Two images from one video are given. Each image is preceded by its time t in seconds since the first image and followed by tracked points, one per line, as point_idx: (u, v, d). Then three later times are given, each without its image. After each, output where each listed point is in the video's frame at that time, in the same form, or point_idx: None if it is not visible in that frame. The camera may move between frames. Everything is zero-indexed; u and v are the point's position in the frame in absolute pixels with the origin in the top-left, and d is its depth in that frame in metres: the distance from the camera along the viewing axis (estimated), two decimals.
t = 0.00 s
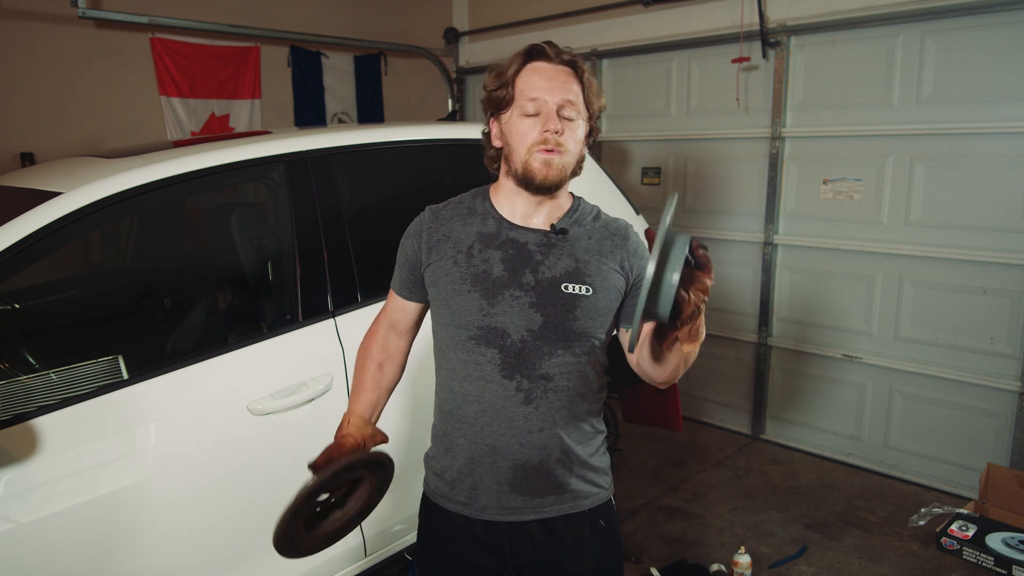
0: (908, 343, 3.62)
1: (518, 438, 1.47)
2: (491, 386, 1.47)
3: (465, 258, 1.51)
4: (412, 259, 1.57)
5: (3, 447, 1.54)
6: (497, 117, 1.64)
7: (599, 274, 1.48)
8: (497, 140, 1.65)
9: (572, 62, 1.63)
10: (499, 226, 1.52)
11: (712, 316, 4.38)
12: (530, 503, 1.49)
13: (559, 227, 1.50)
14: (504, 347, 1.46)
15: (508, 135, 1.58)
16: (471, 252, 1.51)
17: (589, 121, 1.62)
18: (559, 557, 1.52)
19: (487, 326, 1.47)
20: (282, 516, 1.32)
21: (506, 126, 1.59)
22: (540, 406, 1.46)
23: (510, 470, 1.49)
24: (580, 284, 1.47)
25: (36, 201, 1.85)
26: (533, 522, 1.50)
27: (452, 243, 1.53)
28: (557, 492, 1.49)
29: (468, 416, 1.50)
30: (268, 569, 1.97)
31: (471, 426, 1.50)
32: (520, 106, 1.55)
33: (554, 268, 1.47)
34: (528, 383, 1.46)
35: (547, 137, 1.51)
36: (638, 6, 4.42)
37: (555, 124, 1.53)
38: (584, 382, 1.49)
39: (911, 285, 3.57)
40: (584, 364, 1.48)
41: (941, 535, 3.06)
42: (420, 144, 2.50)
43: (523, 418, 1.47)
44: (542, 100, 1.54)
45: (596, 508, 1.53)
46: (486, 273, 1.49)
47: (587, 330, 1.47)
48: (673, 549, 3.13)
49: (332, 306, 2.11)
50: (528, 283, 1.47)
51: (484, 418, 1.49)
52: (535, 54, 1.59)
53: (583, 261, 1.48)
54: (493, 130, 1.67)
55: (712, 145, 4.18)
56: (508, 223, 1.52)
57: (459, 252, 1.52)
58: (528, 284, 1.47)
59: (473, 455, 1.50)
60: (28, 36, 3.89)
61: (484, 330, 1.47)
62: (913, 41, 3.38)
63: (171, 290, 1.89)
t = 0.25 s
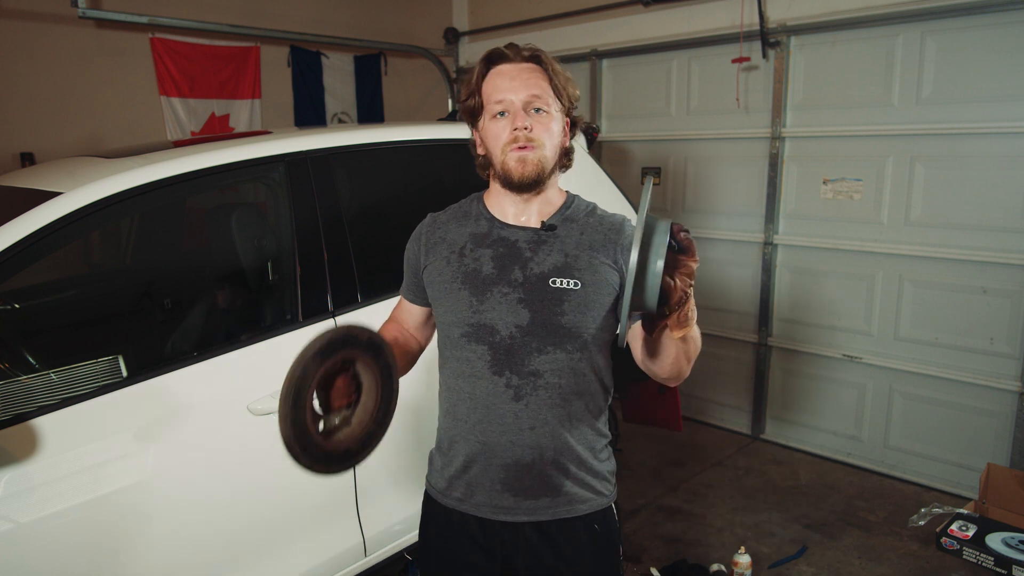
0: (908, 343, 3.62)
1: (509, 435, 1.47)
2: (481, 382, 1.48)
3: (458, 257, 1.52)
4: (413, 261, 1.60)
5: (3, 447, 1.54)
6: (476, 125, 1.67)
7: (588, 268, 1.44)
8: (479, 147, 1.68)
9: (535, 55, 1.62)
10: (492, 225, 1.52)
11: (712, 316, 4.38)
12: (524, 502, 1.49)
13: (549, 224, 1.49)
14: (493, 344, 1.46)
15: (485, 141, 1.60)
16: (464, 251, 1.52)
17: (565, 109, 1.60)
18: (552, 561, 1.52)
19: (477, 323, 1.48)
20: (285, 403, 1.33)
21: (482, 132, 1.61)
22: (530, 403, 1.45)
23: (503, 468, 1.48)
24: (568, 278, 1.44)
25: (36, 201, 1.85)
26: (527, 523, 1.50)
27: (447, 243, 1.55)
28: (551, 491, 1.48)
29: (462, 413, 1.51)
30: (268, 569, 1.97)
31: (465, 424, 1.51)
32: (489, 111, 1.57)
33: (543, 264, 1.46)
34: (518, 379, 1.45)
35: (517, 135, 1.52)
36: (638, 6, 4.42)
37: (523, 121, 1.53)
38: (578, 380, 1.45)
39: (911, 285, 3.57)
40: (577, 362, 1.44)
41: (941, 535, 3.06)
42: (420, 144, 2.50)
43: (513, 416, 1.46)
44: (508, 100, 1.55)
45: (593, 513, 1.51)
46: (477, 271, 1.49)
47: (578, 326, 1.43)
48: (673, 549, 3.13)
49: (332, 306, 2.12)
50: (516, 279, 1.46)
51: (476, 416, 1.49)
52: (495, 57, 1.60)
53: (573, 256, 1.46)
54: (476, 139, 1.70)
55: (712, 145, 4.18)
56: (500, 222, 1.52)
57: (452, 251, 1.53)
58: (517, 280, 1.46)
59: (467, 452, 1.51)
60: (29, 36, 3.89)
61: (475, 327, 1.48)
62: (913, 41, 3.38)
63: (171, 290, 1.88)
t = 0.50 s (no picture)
0: (908, 343, 3.62)
1: (513, 436, 1.47)
2: (485, 382, 1.48)
3: (463, 256, 1.52)
4: (417, 260, 1.60)
5: (3, 447, 1.54)
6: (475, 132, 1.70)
7: (595, 271, 1.45)
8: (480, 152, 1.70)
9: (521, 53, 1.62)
10: (497, 225, 1.52)
11: (712, 316, 4.38)
12: (525, 503, 1.49)
13: (555, 224, 1.49)
14: (499, 344, 1.47)
15: (482, 147, 1.62)
16: (469, 250, 1.52)
17: (559, 103, 1.60)
18: (551, 562, 1.52)
19: (483, 322, 1.48)
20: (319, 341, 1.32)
21: (478, 137, 1.63)
22: (534, 404, 1.45)
23: (506, 469, 1.48)
24: (575, 280, 1.45)
25: (36, 201, 1.85)
26: (528, 523, 1.50)
27: (452, 243, 1.55)
28: (553, 492, 1.48)
29: (465, 413, 1.51)
30: (268, 569, 1.97)
31: (468, 424, 1.51)
32: (481, 116, 1.60)
33: (549, 265, 1.46)
34: (522, 380, 1.45)
35: (508, 136, 1.53)
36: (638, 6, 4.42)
37: (513, 122, 1.54)
38: (582, 381, 1.46)
39: (911, 285, 3.57)
40: (581, 363, 1.45)
41: (941, 535, 3.06)
42: (420, 144, 2.50)
43: (517, 416, 1.46)
44: (498, 103, 1.57)
45: (593, 515, 1.51)
46: (483, 271, 1.49)
47: (583, 327, 1.44)
48: (673, 549, 3.13)
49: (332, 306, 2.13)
50: (522, 280, 1.46)
51: (479, 416, 1.49)
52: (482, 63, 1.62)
53: (579, 258, 1.46)
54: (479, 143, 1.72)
55: (712, 145, 4.18)
56: (505, 222, 1.52)
57: (458, 250, 1.53)
58: (523, 281, 1.46)
59: (470, 452, 1.51)
60: (28, 36, 3.89)
61: (480, 327, 1.48)
62: (913, 41, 3.38)
63: (171, 290, 1.88)
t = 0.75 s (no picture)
0: (908, 343, 3.62)
1: (518, 435, 1.47)
2: (491, 382, 1.48)
3: (468, 257, 1.52)
4: (419, 260, 1.60)
5: (3, 447, 1.54)
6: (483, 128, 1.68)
7: (600, 272, 1.46)
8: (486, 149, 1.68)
9: (537, 54, 1.60)
10: (501, 226, 1.52)
11: (712, 316, 4.38)
12: (529, 501, 1.49)
13: (560, 224, 1.49)
14: (505, 344, 1.47)
15: (490, 145, 1.61)
16: (474, 251, 1.51)
17: (569, 109, 1.59)
18: (556, 559, 1.52)
19: (489, 323, 1.48)
20: (327, 421, 1.39)
21: (487, 135, 1.61)
22: (539, 403, 1.46)
23: (511, 467, 1.48)
24: (580, 281, 1.45)
25: (35, 201, 1.85)
26: (531, 521, 1.49)
27: (456, 243, 1.54)
28: (557, 491, 1.48)
29: (470, 413, 1.51)
30: (268, 568, 1.97)
31: (473, 423, 1.51)
32: (492, 114, 1.58)
33: (555, 266, 1.46)
34: (528, 380, 1.46)
35: (520, 139, 1.52)
36: (638, 6, 4.42)
37: (525, 125, 1.53)
38: (586, 381, 1.47)
39: (911, 285, 3.57)
40: (585, 364, 1.47)
41: (941, 535, 3.06)
42: (420, 144, 2.50)
43: (522, 416, 1.46)
44: (511, 104, 1.55)
45: (596, 512, 1.51)
46: (488, 272, 1.49)
47: (588, 328, 1.45)
48: (673, 549, 3.13)
49: (332, 306, 2.12)
50: (528, 281, 1.46)
51: (484, 416, 1.49)
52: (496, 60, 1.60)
53: (584, 259, 1.47)
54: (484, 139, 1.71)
55: (712, 145, 4.18)
56: (510, 223, 1.51)
57: (462, 251, 1.53)
58: (529, 282, 1.46)
59: (475, 450, 1.51)
60: (28, 36, 3.89)
61: (486, 327, 1.48)
62: (913, 41, 3.38)
63: (171, 290, 1.88)
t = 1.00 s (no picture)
0: (908, 343, 3.62)
1: (518, 436, 1.47)
2: (491, 384, 1.48)
3: (467, 259, 1.52)
4: (420, 262, 1.61)
5: (3, 447, 1.54)
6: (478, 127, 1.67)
7: (599, 273, 1.45)
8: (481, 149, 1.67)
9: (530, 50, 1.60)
10: (500, 227, 1.52)
11: (712, 316, 4.38)
12: (528, 501, 1.49)
13: (558, 224, 1.49)
14: (504, 346, 1.47)
15: (486, 144, 1.60)
16: (473, 253, 1.51)
17: (565, 104, 1.59)
18: (557, 558, 1.51)
19: (489, 325, 1.48)
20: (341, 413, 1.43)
21: (483, 134, 1.61)
22: (539, 405, 1.46)
23: (511, 468, 1.49)
24: (580, 282, 1.45)
25: (36, 201, 1.85)
26: (531, 521, 1.50)
27: (455, 245, 1.54)
28: (556, 491, 1.48)
29: (471, 414, 1.52)
30: (268, 568, 1.97)
31: (474, 424, 1.51)
32: (488, 112, 1.57)
33: (554, 267, 1.46)
34: (527, 382, 1.46)
35: (517, 136, 1.51)
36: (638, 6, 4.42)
37: (522, 121, 1.52)
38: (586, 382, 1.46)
39: (911, 285, 3.57)
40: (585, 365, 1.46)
41: (941, 535, 3.06)
42: (420, 144, 2.50)
43: (521, 417, 1.47)
44: (507, 101, 1.55)
45: (596, 512, 1.51)
46: (487, 274, 1.49)
47: (588, 329, 1.45)
48: (673, 549, 3.13)
49: (332, 306, 2.11)
50: (527, 283, 1.46)
51: (484, 417, 1.50)
52: (488, 58, 1.59)
53: (583, 259, 1.46)
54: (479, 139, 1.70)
55: (712, 145, 4.18)
56: (508, 223, 1.51)
57: (461, 253, 1.53)
58: (527, 283, 1.46)
59: (475, 451, 1.52)
60: (28, 36, 3.89)
61: (486, 330, 1.48)
62: (913, 41, 3.38)
63: (171, 290, 1.88)
